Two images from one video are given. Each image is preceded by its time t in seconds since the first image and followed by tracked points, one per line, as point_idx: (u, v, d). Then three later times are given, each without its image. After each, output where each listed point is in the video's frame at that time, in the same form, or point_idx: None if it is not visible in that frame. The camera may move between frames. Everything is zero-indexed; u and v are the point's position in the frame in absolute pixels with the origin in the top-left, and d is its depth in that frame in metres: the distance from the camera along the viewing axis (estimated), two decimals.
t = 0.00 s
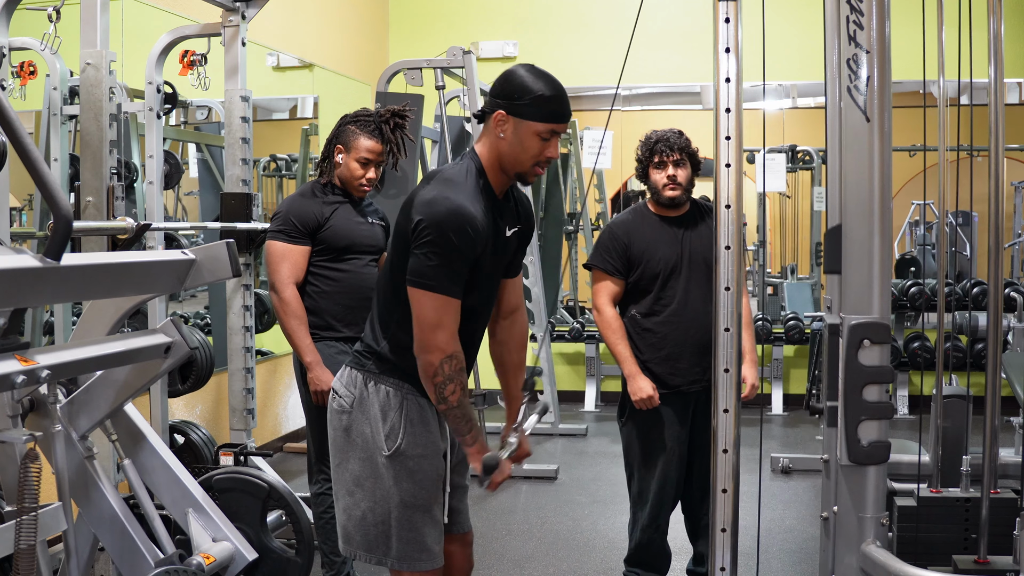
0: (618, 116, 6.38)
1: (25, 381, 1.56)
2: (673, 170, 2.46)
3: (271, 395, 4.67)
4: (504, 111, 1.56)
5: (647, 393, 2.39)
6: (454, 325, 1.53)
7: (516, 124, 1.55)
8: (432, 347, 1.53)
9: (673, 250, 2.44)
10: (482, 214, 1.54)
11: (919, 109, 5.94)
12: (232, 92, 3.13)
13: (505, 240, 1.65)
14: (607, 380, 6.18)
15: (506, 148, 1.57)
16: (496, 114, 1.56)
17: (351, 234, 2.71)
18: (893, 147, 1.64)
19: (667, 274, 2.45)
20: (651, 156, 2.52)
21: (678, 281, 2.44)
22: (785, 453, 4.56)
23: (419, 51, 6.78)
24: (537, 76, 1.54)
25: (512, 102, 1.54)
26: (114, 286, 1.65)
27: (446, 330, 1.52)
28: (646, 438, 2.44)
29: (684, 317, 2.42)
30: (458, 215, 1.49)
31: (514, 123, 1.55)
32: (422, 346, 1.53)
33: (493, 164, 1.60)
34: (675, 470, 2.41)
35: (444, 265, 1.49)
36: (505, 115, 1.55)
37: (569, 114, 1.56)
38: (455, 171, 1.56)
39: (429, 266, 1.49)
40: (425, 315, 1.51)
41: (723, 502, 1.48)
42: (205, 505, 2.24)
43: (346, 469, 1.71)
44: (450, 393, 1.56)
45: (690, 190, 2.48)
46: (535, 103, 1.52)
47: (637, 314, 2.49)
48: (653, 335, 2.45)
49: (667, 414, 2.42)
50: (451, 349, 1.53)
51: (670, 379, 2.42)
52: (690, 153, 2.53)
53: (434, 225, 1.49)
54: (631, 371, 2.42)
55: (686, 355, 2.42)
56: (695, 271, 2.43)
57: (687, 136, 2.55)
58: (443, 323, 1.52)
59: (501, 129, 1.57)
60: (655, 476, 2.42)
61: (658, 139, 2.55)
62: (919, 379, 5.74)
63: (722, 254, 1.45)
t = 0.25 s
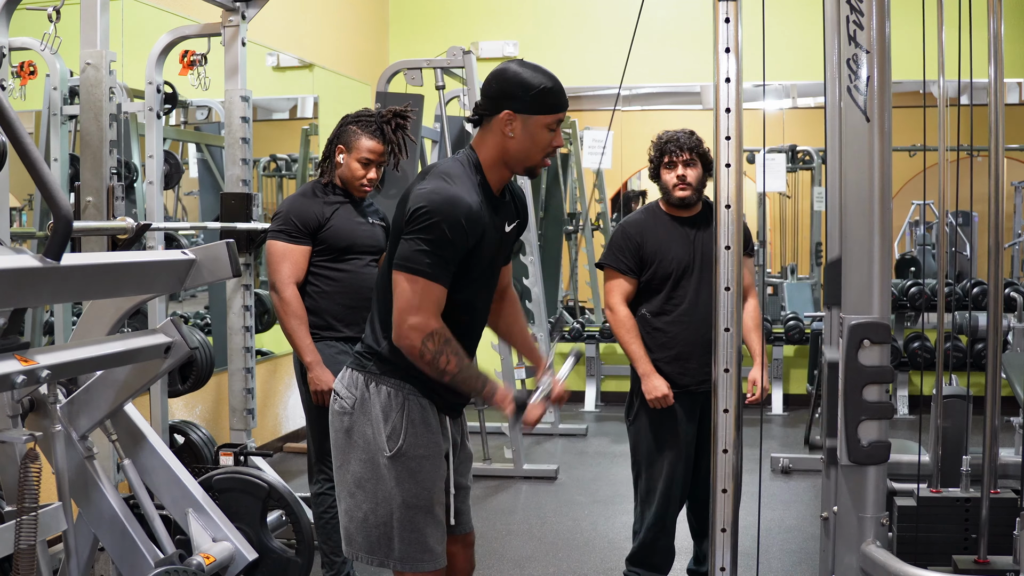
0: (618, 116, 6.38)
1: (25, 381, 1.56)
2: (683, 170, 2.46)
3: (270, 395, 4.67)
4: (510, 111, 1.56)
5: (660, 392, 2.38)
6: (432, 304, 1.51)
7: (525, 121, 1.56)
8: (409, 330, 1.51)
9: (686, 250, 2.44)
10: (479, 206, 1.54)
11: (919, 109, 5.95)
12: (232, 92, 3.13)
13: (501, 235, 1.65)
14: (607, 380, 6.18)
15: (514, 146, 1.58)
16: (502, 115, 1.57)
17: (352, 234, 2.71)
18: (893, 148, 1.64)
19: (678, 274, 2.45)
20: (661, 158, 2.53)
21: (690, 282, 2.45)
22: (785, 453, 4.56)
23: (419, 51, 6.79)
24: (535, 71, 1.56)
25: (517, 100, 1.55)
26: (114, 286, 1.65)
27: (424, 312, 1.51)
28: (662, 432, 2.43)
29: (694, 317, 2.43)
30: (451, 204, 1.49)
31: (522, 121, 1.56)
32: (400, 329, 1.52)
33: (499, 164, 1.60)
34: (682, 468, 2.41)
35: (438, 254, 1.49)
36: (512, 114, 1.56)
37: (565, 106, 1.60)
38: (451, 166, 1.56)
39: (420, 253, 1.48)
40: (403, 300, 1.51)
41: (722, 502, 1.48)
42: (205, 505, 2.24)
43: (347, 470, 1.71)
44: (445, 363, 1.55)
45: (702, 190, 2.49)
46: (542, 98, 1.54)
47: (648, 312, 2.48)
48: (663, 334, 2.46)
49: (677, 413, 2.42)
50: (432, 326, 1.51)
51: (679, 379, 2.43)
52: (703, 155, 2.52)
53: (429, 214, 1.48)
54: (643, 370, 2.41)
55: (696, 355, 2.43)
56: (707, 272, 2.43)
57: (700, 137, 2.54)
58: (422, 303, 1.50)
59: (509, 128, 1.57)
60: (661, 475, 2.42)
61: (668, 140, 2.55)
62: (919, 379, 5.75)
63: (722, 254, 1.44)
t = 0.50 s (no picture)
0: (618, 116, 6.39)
1: (25, 381, 1.56)
2: (688, 170, 2.46)
3: (271, 395, 4.67)
4: (537, 120, 1.57)
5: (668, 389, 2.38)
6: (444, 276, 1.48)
7: (550, 128, 1.58)
8: (443, 312, 1.48)
9: (692, 249, 2.45)
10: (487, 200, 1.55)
11: (919, 109, 5.94)
12: (232, 91, 3.13)
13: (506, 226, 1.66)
14: (607, 380, 6.18)
15: (534, 153, 1.60)
16: (529, 125, 1.56)
17: (353, 234, 2.71)
18: (893, 149, 1.64)
19: (683, 273, 2.46)
20: (666, 157, 2.51)
21: (694, 281, 2.45)
22: (785, 453, 4.56)
23: (419, 51, 6.79)
24: (548, 74, 1.57)
25: (544, 108, 1.55)
26: (114, 286, 1.65)
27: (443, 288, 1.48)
28: (668, 425, 2.42)
29: (698, 317, 2.44)
30: (461, 193, 1.49)
31: (547, 130, 1.58)
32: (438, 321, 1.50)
33: (515, 168, 1.62)
34: (683, 466, 2.42)
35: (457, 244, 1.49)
36: (539, 124, 1.57)
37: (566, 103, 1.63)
38: (454, 164, 1.57)
39: (439, 245, 1.48)
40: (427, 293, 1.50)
41: (722, 502, 1.48)
42: (205, 505, 2.24)
43: (349, 469, 1.71)
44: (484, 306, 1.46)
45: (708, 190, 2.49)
46: (564, 106, 1.58)
47: (652, 312, 2.49)
48: (666, 333, 2.47)
49: (682, 412, 2.42)
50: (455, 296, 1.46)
51: (682, 378, 2.44)
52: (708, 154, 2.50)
53: (440, 206, 1.48)
54: (652, 368, 2.40)
55: (699, 354, 2.44)
56: (711, 272, 2.44)
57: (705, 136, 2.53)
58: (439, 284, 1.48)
59: (533, 136, 1.58)
60: (662, 474, 2.42)
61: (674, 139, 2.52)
62: (919, 379, 5.74)
63: (722, 255, 1.45)
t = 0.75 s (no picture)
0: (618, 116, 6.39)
1: (25, 381, 1.56)
2: (686, 168, 2.47)
3: (271, 395, 4.67)
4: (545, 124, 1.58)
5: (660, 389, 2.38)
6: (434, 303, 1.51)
7: (557, 132, 1.59)
8: (415, 331, 1.52)
9: (689, 249, 2.45)
10: (490, 212, 1.54)
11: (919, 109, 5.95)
12: (232, 92, 3.13)
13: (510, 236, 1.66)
14: (607, 380, 6.18)
15: (542, 156, 1.61)
16: (539, 129, 1.57)
17: (352, 234, 2.71)
18: (893, 147, 1.64)
19: (680, 273, 2.45)
20: (665, 156, 2.53)
21: (691, 280, 2.45)
22: (785, 453, 4.56)
23: (419, 51, 6.78)
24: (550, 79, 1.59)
25: (551, 113, 1.57)
26: (114, 286, 1.65)
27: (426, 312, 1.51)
28: (663, 425, 2.43)
29: (696, 315, 2.43)
30: (467, 213, 1.49)
31: (554, 133, 1.59)
32: (403, 333, 1.53)
33: (522, 173, 1.62)
34: (679, 465, 2.42)
35: (442, 263, 1.49)
36: (546, 128, 1.58)
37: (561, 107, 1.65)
38: (465, 172, 1.56)
39: (423, 261, 1.49)
40: (405, 302, 1.51)
41: (722, 502, 1.48)
42: (205, 505, 2.24)
43: (347, 470, 1.71)
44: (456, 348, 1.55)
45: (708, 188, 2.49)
46: (568, 109, 1.60)
47: (649, 311, 2.49)
48: (663, 332, 2.46)
49: (676, 411, 2.42)
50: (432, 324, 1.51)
51: (677, 377, 2.43)
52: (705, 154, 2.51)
53: (440, 223, 1.48)
54: (644, 368, 2.41)
55: (696, 353, 2.43)
56: (708, 271, 2.43)
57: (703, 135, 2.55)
58: (424, 305, 1.51)
59: (541, 140, 1.59)
60: (659, 474, 2.42)
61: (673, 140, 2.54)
62: (919, 379, 5.74)
63: (722, 254, 1.45)
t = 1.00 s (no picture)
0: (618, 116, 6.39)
1: (25, 381, 1.56)
2: (678, 169, 2.45)
3: (271, 395, 4.67)
4: (527, 110, 1.58)
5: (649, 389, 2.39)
6: (465, 317, 1.53)
7: (539, 116, 1.59)
8: (446, 341, 1.52)
9: (678, 249, 2.44)
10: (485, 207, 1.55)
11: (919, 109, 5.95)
12: (232, 92, 3.13)
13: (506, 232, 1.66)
14: (607, 380, 6.18)
15: (527, 143, 1.61)
16: (522, 115, 1.58)
17: (351, 234, 2.71)
18: (893, 147, 1.64)
19: (669, 273, 2.45)
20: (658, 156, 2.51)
21: (681, 279, 2.44)
22: (785, 454, 4.56)
23: (419, 51, 6.78)
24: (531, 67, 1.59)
25: (531, 97, 1.57)
26: (114, 286, 1.65)
27: (458, 324, 1.52)
28: (651, 430, 2.43)
29: (687, 315, 2.42)
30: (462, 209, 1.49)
31: (537, 118, 1.59)
32: (436, 342, 1.53)
33: (510, 161, 1.62)
34: (672, 467, 2.42)
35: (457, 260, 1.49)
36: (529, 113, 1.58)
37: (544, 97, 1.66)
38: (457, 166, 1.57)
39: (440, 259, 1.48)
40: (436, 310, 1.50)
41: (722, 502, 1.48)
42: (205, 505, 2.24)
43: (349, 469, 1.71)
44: (462, 388, 1.56)
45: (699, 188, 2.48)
46: (550, 94, 1.60)
47: (641, 311, 2.49)
48: (654, 332, 2.46)
49: (664, 412, 2.42)
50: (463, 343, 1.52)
51: (669, 376, 2.43)
52: (698, 154, 2.50)
53: (436, 219, 1.48)
54: (631, 367, 2.42)
55: (688, 353, 2.43)
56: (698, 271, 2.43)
57: (696, 135, 2.54)
58: (455, 319, 1.51)
59: (524, 126, 1.59)
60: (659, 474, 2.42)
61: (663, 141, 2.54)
62: (919, 379, 5.74)
63: (722, 255, 1.45)
